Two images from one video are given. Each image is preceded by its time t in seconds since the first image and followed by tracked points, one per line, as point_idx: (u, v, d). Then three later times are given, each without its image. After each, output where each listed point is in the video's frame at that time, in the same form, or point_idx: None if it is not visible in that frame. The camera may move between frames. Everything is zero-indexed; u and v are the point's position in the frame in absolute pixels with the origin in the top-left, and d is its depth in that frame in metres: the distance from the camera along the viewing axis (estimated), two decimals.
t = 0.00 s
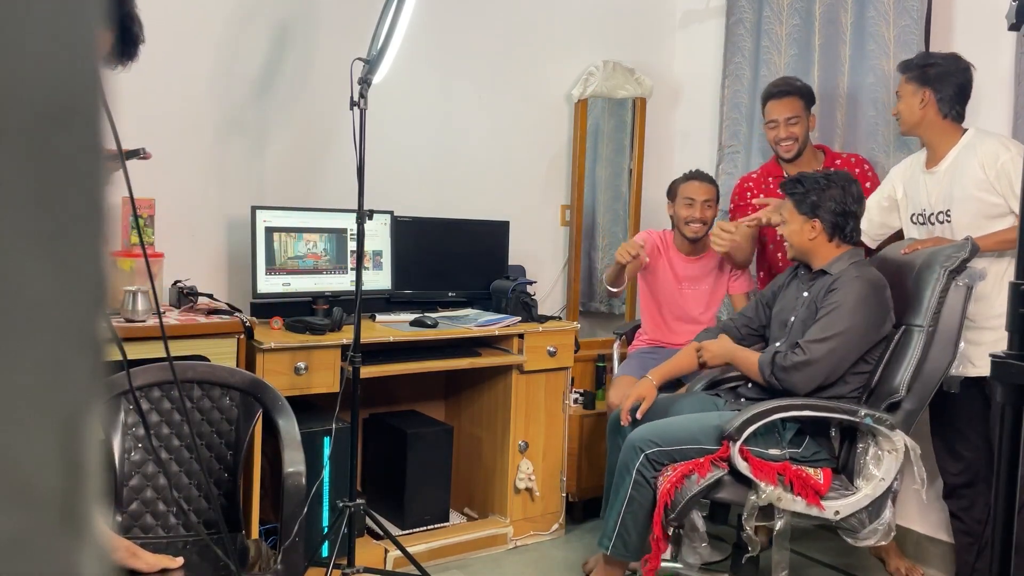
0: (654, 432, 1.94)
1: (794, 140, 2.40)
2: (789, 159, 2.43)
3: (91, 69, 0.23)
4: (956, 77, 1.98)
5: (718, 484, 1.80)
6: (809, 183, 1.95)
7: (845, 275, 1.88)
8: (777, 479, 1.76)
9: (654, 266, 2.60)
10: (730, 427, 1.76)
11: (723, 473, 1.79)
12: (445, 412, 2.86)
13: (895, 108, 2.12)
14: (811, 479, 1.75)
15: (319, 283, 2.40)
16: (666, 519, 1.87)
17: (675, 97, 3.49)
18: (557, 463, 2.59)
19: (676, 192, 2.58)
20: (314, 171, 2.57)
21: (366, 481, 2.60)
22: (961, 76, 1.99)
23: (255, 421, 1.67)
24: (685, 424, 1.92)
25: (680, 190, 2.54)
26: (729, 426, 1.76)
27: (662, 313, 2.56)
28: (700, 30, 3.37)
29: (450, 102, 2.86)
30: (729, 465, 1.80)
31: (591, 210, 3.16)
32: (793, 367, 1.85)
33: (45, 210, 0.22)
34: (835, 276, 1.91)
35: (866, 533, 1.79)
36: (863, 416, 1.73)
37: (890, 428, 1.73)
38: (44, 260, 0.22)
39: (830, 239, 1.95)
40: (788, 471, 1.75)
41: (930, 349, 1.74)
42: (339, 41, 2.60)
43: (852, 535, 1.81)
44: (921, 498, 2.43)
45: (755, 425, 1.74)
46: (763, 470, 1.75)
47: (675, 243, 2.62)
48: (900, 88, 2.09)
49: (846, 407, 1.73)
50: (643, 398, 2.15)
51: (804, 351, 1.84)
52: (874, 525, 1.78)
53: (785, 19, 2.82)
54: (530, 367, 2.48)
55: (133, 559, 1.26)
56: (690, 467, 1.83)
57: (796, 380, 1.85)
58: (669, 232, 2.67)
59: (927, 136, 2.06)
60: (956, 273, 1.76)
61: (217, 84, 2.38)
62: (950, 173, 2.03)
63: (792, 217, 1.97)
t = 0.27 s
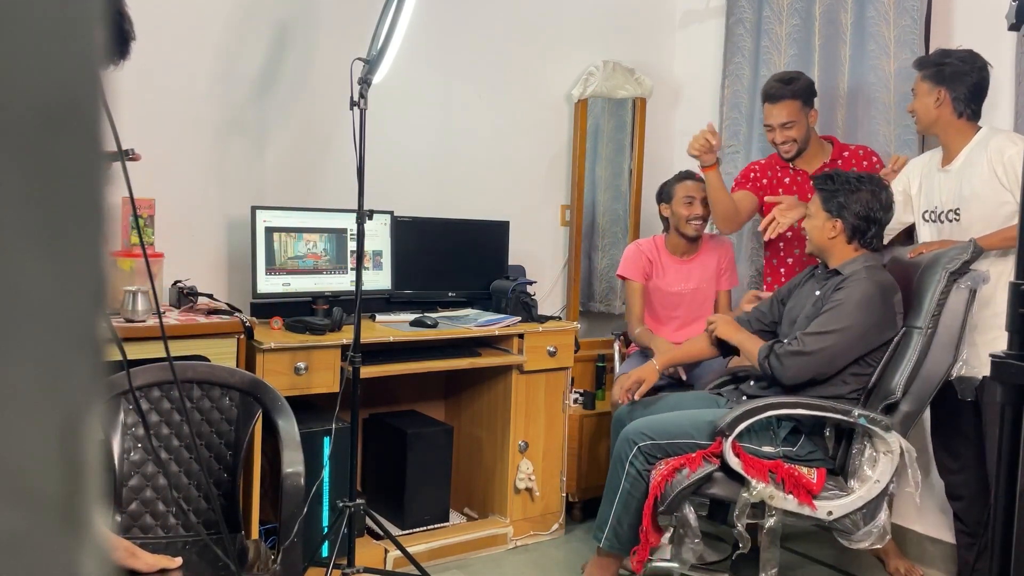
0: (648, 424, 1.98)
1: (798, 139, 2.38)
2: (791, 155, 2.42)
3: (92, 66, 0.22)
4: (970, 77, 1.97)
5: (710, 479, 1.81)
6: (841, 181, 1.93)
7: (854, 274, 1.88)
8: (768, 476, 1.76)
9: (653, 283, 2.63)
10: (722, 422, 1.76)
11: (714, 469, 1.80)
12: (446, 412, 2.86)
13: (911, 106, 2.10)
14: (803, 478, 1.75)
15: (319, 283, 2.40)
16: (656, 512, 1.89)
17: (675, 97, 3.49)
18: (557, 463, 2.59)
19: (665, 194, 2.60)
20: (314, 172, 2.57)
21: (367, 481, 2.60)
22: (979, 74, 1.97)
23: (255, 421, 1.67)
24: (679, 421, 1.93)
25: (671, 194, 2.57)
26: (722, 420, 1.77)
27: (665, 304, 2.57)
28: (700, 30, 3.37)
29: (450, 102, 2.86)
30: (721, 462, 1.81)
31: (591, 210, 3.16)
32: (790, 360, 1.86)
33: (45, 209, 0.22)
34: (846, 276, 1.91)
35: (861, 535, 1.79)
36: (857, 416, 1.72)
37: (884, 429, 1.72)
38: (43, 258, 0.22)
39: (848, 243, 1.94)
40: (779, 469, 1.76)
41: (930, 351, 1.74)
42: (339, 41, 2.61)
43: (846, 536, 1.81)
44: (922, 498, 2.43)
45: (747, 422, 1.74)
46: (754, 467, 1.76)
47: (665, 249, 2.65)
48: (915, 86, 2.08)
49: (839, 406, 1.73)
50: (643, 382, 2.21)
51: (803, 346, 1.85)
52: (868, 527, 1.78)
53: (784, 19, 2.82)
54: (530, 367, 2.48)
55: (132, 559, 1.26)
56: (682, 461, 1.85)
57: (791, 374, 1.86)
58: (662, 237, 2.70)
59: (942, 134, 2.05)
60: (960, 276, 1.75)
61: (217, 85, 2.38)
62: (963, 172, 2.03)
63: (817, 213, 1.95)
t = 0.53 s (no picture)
0: (645, 424, 1.99)
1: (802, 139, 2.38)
2: (793, 154, 2.42)
3: (93, 67, 0.22)
4: (975, 77, 1.96)
5: (708, 478, 1.81)
6: (862, 182, 1.93)
7: (857, 273, 1.88)
8: (766, 476, 1.76)
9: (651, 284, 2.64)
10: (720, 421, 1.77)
11: (711, 467, 1.80)
12: (445, 412, 2.86)
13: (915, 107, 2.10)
14: (801, 478, 1.75)
15: (319, 283, 2.40)
16: (654, 510, 1.90)
17: (674, 97, 3.49)
18: (557, 463, 2.59)
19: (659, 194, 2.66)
20: (314, 172, 2.57)
21: (367, 481, 2.60)
22: (983, 74, 1.97)
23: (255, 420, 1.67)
24: (678, 420, 1.93)
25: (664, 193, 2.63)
26: (720, 420, 1.77)
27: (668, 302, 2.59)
28: (700, 30, 3.37)
29: (449, 102, 2.86)
30: (719, 460, 1.81)
31: (591, 210, 3.16)
32: (789, 354, 1.88)
33: (46, 211, 0.22)
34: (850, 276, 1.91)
35: (859, 536, 1.79)
36: (856, 416, 1.72)
37: (883, 430, 1.71)
38: (43, 259, 0.22)
39: (855, 245, 1.95)
40: (777, 469, 1.76)
41: (931, 352, 1.74)
42: (339, 41, 2.60)
43: (845, 537, 1.81)
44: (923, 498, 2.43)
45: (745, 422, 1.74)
46: (751, 466, 1.76)
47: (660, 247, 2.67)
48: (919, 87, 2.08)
49: (838, 407, 1.73)
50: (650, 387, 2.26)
51: (802, 341, 1.87)
52: (866, 528, 1.78)
53: (784, 19, 2.82)
54: (530, 367, 2.48)
55: (132, 559, 1.26)
56: (680, 460, 1.85)
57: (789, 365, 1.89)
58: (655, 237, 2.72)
59: (948, 135, 2.05)
60: (962, 277, 1.75)
61: (217, 85, 2.38)
62: (966, 172, 2.03)
63: (830, 210, 1.96)
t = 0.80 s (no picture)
0: (644, 425, 1.98)
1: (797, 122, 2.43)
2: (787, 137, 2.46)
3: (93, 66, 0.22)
4: (966, 77, 1.97)
5: (707, 478, 1.81)
6: (864, 180, 1.92)
7: (855, 272, 1.88)
8: (765, 476, 1.76)
9: (648, 283, 2.64)
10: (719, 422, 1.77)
11: (711, 468, 1.80)
12: (446, 412, 2.86)
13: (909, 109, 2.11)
14: (800, 478, 1.75)
15: (319, 283, 2.40)
16: (655, 511, 1.89)
17: (674, 97, 3.49)
18: (557, 463, 2.59)
19: (652, 194, 2.65)
20: (314, 172, 2.57)
21: (367, 481, 2.60)
22: (973, 75, 1.97)
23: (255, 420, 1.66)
24: (678, 421, 1.93)
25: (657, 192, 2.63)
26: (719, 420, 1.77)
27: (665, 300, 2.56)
28: (700, 30, 3.37)
29: (449, 102, 2.86)
30: (719, 461, 1.81)
31: (591, 210, 3.16)
32: (785, 354, 1.89)
33: (45, 211, 0.22)
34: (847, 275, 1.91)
35: (860, 535, 1.79)
36: (854, 416, 1.72)
37: (881, 429, 1.71)
38: (42, 259, 0.22)
39: (853, 243, 1.95)
40: (776, 469, 1.75)
41: (929, 351, 1.73)
42: (339, 41, 2.60)
43: (845, 537, 1.81)
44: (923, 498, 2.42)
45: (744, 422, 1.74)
46: (751, 466, 1.76)
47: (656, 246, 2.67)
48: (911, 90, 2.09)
49: (836, 406, 1.73)
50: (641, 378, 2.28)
51: (799, 341, 1.87)
52: (867, 527, 1.78)
53: (784, 19, 2.83)
54: (530, 367, 2.48)
55: (132, 559, 1.26)
56: (680, 461, 1.85)
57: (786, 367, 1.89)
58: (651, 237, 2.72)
59: (944, 135, 2.05)
60: (959, 275, 1.75)
61: (217, 85, 2.38)
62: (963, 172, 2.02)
63: (830, 207, 1.96)
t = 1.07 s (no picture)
0: (644, 426, 1.98)
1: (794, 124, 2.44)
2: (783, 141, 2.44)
3: (93, 64, 0.22)
4: (966, 78, 1.96)
5: (707, 479, 1.81)
6: (864, 180, 1.92)
7: (854, 272, 1.88)
8: (765, 476, 1.76)
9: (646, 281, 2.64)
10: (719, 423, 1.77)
11: (711, 469, 1.79)
12: (445, 412, 2.86)
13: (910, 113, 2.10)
14: (800, 478, 1.75)
15: (319, 283, 2.40)
16: (655, 512, 1.89)
17: (674, 98, 3.49)
18: (557, 463, 2.58)
19: (648, 194, 2.67)
20: (314, 172, 2.57)
21: (367, 481, 2.60)
22: (972, 75, 1.97)
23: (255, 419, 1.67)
24: (678, 421, 1.93)
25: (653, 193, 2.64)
26: (719, 422, 1.77)
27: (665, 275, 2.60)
28: (700, 30, 3.37)
29: (449, 102, 2.86)
30: (719, 461, 1.80)
31: (591, 210, 3.16)
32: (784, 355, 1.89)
33: (44, 211, 0.22)
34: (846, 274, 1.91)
35: (860, 535, 1.79)
36: (854, 416, 1.72)
37: (880, 429, 1.71)
38: (42, 259, 0.22)
39: (852, 242, 1.95)
40: (776, 470, 1.75)
41: (928, 351, 1.73)
42: (339, 41, 2.61)
43: (845, 536, 1.81)
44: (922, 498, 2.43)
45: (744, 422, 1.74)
46: (751, 467, 1.76)
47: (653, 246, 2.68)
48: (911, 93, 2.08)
49: (836, 407, 1.73)
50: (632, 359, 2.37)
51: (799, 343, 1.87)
52: (867, 526, 1.78)
53: (784, 19, 2.83)
54: (530, 367, 2.48)
55: (132, 559, 1.26)
56: (680, 461, 1.84)
57: (785, 370, 1.88)
58: (647, 237, 2.73)
59: (945, 136, 2.05)
60: (958, 275, 1.75)
61: (217, 85, 2.38)
62: (963, 173, 2.02)
63: (829, 206, 1.96)
